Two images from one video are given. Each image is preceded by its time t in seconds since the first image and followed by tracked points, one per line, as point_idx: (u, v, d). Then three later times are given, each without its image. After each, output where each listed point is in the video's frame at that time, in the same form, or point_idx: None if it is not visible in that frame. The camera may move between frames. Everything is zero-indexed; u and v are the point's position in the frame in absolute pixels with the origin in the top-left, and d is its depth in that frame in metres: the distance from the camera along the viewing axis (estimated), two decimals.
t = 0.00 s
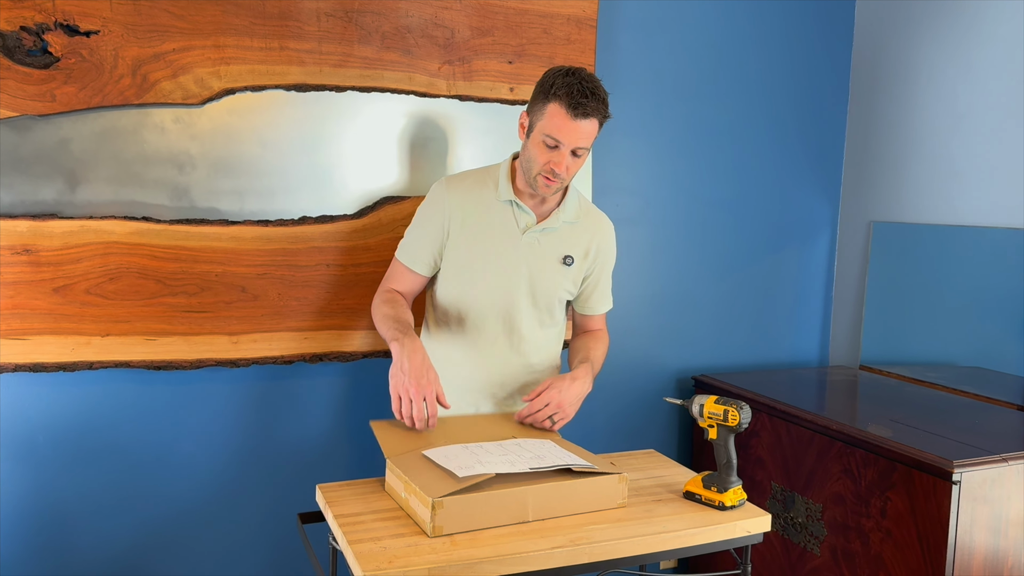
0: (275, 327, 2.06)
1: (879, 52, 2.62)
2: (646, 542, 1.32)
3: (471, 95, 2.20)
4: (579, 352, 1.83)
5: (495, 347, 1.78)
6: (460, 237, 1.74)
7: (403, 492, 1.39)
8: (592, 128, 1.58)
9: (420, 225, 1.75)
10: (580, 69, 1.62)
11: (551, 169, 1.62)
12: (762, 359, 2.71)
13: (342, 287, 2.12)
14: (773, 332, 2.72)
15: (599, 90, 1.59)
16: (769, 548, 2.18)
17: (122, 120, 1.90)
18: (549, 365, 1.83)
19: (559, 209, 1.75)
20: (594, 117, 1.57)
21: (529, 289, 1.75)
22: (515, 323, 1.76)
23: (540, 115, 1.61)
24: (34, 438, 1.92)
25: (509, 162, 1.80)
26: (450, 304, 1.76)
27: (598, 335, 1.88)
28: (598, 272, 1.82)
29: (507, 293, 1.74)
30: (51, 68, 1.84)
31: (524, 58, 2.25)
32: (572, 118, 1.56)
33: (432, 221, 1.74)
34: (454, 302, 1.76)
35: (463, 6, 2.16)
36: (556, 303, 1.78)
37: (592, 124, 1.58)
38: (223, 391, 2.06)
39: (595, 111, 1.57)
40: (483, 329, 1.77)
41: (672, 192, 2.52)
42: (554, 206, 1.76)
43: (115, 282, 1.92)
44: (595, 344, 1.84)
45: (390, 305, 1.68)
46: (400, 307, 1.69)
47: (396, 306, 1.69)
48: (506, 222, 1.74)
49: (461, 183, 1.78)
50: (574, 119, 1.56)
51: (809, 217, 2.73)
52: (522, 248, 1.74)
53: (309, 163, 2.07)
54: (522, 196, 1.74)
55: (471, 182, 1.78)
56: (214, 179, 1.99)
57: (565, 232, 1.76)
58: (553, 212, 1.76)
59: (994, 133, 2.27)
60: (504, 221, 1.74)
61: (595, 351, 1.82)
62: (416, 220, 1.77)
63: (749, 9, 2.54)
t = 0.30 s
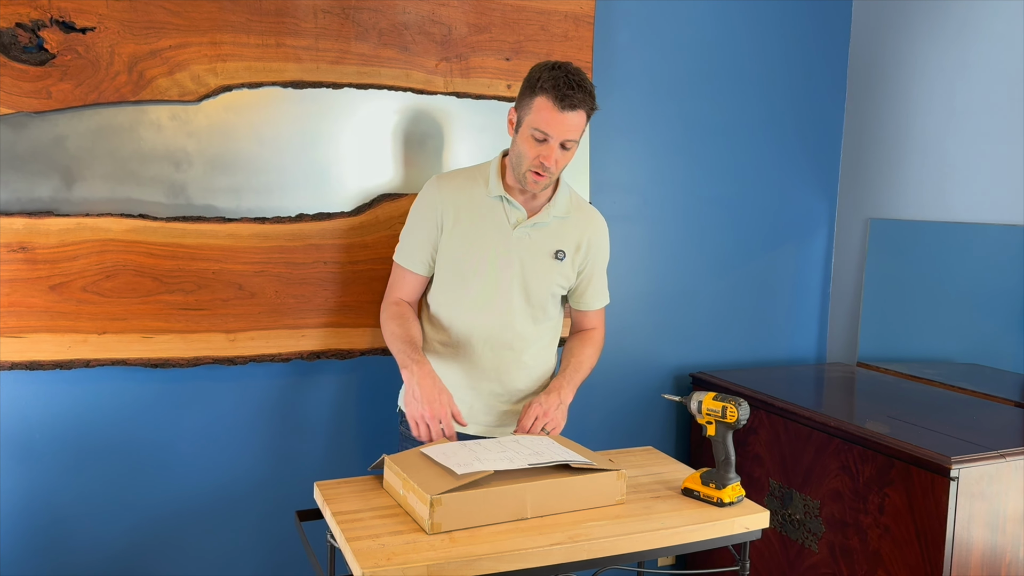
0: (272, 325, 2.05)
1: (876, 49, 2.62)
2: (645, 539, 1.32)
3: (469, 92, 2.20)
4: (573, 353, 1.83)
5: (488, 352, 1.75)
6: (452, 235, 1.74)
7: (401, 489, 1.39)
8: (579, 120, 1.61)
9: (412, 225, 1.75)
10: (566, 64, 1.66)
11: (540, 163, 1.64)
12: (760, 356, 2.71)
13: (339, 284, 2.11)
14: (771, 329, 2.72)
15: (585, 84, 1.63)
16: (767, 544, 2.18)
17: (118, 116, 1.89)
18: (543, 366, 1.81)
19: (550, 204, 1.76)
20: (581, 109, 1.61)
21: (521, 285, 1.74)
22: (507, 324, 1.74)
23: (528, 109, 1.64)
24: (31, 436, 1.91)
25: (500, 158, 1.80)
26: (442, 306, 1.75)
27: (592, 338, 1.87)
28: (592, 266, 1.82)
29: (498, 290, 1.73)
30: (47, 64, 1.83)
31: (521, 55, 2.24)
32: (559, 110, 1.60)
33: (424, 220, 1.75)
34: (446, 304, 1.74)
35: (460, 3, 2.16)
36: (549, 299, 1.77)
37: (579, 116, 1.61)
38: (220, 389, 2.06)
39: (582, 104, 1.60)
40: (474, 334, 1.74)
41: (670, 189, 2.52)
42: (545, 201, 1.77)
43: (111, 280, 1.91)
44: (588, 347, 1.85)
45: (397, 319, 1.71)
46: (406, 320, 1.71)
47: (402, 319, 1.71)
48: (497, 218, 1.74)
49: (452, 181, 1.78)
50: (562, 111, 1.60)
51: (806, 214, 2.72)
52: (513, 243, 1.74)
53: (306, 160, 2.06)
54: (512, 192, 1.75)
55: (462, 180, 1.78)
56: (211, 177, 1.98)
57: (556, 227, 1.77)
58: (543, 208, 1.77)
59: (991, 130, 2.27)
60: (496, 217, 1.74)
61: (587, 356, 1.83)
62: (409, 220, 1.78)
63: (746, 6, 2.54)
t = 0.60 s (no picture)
0: (271, 325, 2.05)
1: (875, 47, 2.62)
2: (646, 539, 1.32)
3: (467, 91, 2.19)
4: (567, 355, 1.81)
5: (492, 350, 1.74)
6: (449, 235, 1.73)
7: (402, 489, 1.39)
8: (561, 108, 1.62)
9: (407, 229, 1.73)
10: (545, 55, 1.66)
11: (528, 155, 1.64)
12: (759, 355, 2.71)
13: (338, 284, 2.11)
14: (770, 328, 2.72)
15: (564, 72, 1.64)
16: (768, 544, 2.18)
17: (116, 116, 1.89)
18: (547, 361, 1.80)
19: (541, 198, 1.77)
20: (562, 96, 1.62)
21: (520, 279, 1.74)
22: (511, 320, 1.74)
23: (510, 102, 1.64)
24: (29, 437, 1.90)
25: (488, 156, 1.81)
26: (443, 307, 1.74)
27: (587, 340, 1.85)
28: (587, 258, 1.82)
29: (499, 286, 1.73)
30: (44, 64, 1.82)
31: (520, 54, 2.24)
32: (541, 100, 1.61)
33: (418, 223, 1.73)
34: (448, 304, 1.73)
35: (459, 2, 2.15)
36: (548, 291, 1.77)
37: (560, 105, 1.62)
38: (219, 390, 2.05)
39: (563, 91, 1.61)
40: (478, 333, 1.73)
41: (669, 188, 2.51)
42: (536, 195, 1.78)
43: (110, 280, 1.90)
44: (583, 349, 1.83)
45: (402, 328, 1.67)
46: (411, 327, 1.68)
47: (407, 326, 1.68)
48: (492, 215, 1.74)
49: (442, 182, 1.77)
50: (543, 100, 1.60)
51: (805, 213, 2.72)
52: (509, 238, 1.74)
53: (304, 160, 2.06)
54: (503, 187, 1.76)
55: (452, 180, 1.78)
56: (209, 177, 1.97)
57: (549, 220, 1.77)
58: (535, 201, 1.77)
59: (989, 129, 2.27)
60: (490, 214, 1.74)
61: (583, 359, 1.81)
62: (403, 225, 1.76)
63: (745, 5, 2.53)
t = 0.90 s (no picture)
0: (270, 325, 2.04)
1: (875, 45, 2.61)
2: (646, 538, 1.31)
3: (466, 90, 2.19)
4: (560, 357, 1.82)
5: (494, 349, 1.73)
6: (450, 237, 1.71)
7: (401, 489, 1.38)
8: (552, 103, 1.62)
9: (406, 232, 1.70)
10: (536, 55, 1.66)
11: (521, 151, 1.63)
12: (759, 354, 2.71)
13: (336, 284, 2.10)
14: (769, 327, 2.72)
15: (554, 68, 1.64)
16: (767, 543, 2.18)
17: (114, 115, 1.88)
18: (546, 359, 1.80)
19: (537, 196, 1.76)
20: (552, 91, 1.61)
21: (520, 278, 1.74)
22: (512, 320, 1.73)
23: (501, 100, 1.63)
24: (27, 438, 1.90)
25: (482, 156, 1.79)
26: (444, 310, 1.71)
27: (581, 339, 1.86)
28: (582, 255, 1.82)
29: (500, 286, 1.72)
30: (42, 63, 1.82)
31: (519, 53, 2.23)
32: (531, 95, 1.60)
33: (417, 225, 1.70)
34: (449, 306, 1.71)
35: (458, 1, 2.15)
36: (547, 289, 1.77)
37: (551, 100, 1.62)
38: (218, 390, 2.05)
39: (553, 86, 1.61)
40: (479, 334, 1.72)
41: (668, 186, 2.51)
42: (531, 193, 1.77)
43: (107, 280, 1.90)
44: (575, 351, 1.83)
45: (408, 337, 1.64)
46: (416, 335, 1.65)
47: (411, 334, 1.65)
48: (490, 214, 1.73)
49: (438, 183, 1.75)
50: (534, 96, 1.60)
51: (804, 211, 2.72)
52: (508, 238, 1.73)
53: (303, 159, 2.05)
54: (499, 186, 1.74)
55: (448, 181, 1.75)
56: (207, 176, 1.97)
57: (545, 217, 1.77)
58: (531, 200, 1.76)
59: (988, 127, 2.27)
60: (488, 215, 1.73)
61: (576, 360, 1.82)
62: (401, 227, 1.72)
63: (743, 3, 2.53)
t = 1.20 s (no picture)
0: (270, 324, 2.04)
1: (876, 43, 2.61)
2: (649, 537, 1.31)
3: (467, 88, 2.18)
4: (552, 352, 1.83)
5: (489, 346, 1.72)
6: (441, 236, 1.70)
7: (403, 489, 1.38)
8: (539, 97, 1.62)
9: (395, 232, 1.68)
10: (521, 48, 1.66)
11: (511, 146, 1.64)
12: (759, 353, 2.71)
13: (337, 283, 2.09)
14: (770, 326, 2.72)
15: (540, 61, 1.64)
16: (768, 542, 2.18)
17: (114, 114, 1.87)
18: (540, 356, 1.80)
19: (527, 193, 1.76)
20: (540, 84, 1.62)
21: (514, 275, 1.73)
22: (507, 317, 1.73)
23: (489, 95, 1.64)
24: (27, 438, 1.89)
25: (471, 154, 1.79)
26: (437, 309, 1.71)
27: (574, 336, 1.85)
28: (573, 250, 1.83)
29: (494, 284, 1.71)
30: (41, 61, 1.81)
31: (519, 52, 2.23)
32: (519, 90, 1.60)
33: (407, 224, 1.69)
34: (442, 306, 1.70)
35: None
36: (540, 286, 1.77)
37: (539, 94, 1.62)
38: (218, 389, 2.04)
39: (540, 80, 1.62)
40: (474, 332, 1.71)
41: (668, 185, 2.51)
42: (520, 190, 1.77)
43: (107, 279, 1.89)
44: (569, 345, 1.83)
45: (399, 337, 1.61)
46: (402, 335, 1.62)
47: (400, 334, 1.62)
48: (481, 212, 1.72)
49: (427, 183, 1.73)
50: (522, 90, 1.60)
51: (804, 210, 2.72)
52: (500, 235, 1.73)
53: (302, 158, 2.05)
54: (489, 184, 1.74)
55: (437, 180, 1.74)
56: (208, 174, 1.96)
57: (536, 214, 1.77)
58: (521, 197, 1.77)
59: (990, 125, 2.27)
60: (480, 213, 1.72)
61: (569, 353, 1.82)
62: (390, 228, 1.70)
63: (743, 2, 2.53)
